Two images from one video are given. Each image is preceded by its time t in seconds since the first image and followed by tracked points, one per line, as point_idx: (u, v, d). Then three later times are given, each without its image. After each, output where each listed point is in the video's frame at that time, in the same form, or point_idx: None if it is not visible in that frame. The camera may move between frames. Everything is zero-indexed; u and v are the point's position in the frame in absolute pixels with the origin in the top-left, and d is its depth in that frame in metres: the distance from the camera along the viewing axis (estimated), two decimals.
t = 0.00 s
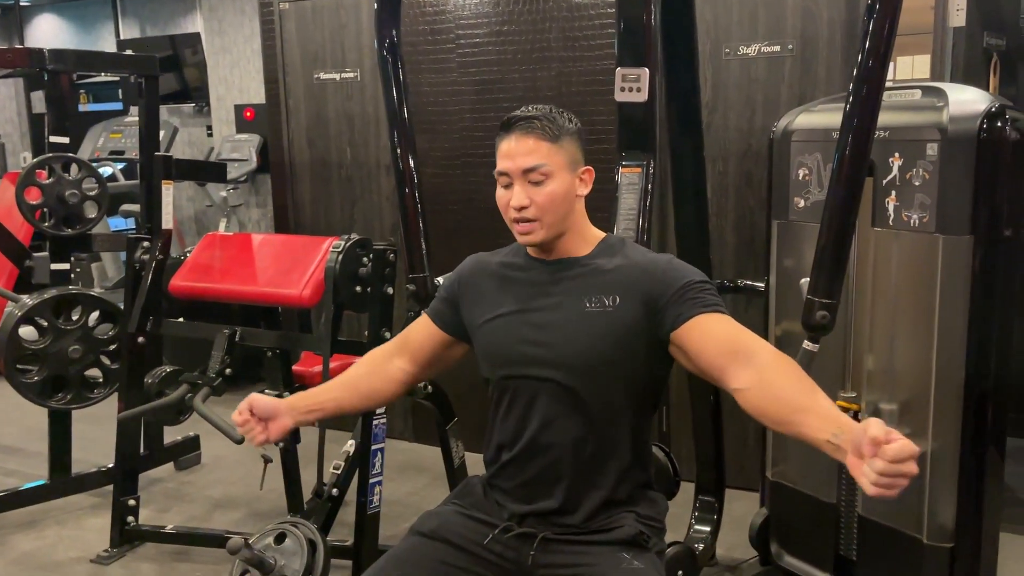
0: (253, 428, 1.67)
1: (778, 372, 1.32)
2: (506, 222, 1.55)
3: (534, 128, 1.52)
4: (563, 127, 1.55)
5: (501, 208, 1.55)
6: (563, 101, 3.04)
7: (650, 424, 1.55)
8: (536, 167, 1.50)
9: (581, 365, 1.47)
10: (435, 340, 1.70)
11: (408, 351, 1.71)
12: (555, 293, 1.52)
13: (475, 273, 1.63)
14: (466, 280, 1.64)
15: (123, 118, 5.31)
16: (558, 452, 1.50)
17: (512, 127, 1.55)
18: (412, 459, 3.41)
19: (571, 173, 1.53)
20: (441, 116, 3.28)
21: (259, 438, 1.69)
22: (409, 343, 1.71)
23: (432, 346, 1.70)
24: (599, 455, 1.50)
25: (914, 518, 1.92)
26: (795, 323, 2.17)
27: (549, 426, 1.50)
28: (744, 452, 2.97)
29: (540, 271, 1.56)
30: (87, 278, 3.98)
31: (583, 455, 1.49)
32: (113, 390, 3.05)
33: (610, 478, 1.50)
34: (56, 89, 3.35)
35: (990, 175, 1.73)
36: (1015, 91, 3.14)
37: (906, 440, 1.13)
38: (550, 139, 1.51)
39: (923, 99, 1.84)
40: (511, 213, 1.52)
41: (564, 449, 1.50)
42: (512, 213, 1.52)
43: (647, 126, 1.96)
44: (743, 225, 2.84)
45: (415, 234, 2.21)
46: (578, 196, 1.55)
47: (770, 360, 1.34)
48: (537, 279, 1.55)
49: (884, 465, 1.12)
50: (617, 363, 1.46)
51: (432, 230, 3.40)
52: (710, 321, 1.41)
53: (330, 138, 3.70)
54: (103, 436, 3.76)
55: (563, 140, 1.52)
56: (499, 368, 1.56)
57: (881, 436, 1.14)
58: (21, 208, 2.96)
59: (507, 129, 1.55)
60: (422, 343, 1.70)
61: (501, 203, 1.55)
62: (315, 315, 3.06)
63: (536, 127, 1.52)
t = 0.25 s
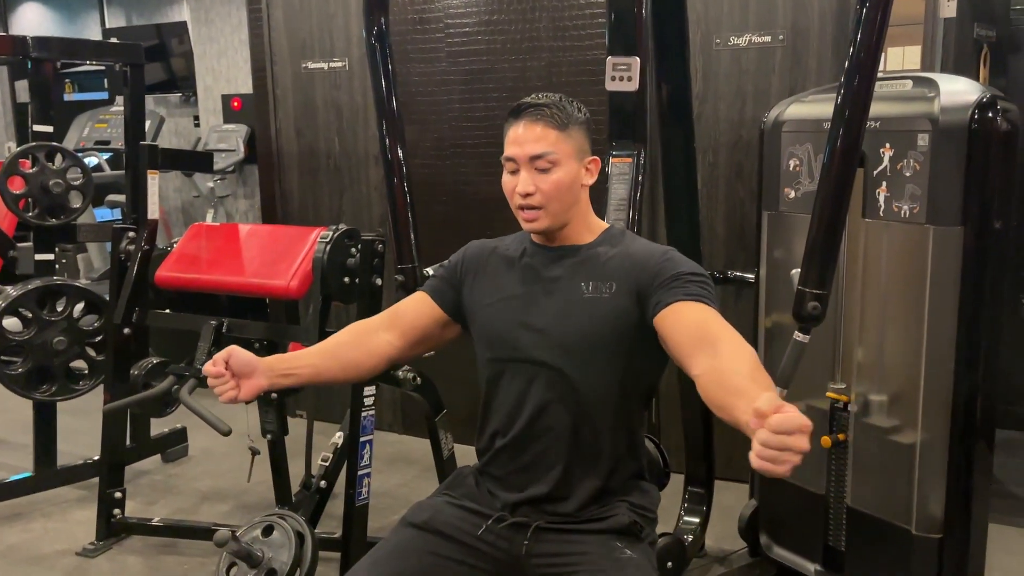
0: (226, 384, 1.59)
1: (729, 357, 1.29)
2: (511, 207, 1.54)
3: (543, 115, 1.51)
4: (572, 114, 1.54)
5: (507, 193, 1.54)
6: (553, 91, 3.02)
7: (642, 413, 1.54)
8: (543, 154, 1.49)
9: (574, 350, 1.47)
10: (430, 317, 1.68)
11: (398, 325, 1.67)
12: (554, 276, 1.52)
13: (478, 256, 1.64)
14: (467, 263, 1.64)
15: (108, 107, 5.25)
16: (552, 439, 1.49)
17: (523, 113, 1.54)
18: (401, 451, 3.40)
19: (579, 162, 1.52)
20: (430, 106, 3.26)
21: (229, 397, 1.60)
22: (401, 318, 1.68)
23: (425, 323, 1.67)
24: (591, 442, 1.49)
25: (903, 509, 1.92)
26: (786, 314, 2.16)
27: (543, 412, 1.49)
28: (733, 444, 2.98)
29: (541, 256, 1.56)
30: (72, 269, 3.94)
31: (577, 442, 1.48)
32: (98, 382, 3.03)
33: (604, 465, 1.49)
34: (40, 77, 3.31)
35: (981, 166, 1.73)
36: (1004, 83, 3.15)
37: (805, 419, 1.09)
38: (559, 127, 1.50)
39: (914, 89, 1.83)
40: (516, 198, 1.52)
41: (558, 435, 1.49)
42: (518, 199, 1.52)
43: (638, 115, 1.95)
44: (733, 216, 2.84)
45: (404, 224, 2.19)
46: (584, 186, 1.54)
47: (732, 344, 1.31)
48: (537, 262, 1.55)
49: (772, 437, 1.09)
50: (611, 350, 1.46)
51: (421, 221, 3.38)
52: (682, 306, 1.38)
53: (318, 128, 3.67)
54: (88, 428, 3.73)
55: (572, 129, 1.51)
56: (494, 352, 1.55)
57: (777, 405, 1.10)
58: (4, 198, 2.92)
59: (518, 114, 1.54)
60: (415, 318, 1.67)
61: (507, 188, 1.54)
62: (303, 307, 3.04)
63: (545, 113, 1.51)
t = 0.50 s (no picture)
0: (234, 376, 1.46)
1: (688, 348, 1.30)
2: (515, 198, 1.54)
3: (549, 106, 1.51)
4: (576, 107, 1.54)
5: (510, 183, 1.54)
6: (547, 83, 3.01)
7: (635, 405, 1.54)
8: (549, 146, 1.49)
9: (573, 333, 1.47)
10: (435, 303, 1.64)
11: (403, 312, 1.62)
12: (553, 261, 1.53)
13: (475, 244, 1.64)
14: (463, 252, 1.65)
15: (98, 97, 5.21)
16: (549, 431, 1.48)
17: (528, 104, 1.53)
18: (394, 445, 3.39)
19: (583, 155, 1.52)
20: (423, 97, 3.24)
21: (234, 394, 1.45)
22: (405, 304, 1.63)
23: (430, 310, 1.63)
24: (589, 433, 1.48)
25: (897, 502, 1.92)
26: (780, 307, 2.16)
27: (540, 399, 1.49)
28: (726, 437, 2.98)
29: (541, 244, 1.57)
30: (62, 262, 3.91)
31: (573, 434, 1.47)
32: (88, 374, 3.01)
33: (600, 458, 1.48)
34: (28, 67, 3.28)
35: (977, 158, 1.72)
36: (997, 76, 3.15)
37: (701, 408, 1.09)
38: (564, 119, 1.50)
39: (909, 81, 1.83)
40: (520, 190, 1.52)
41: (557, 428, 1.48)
42: (522, 189, 1.52)
43: (632, 107, 1.94)
44: (726, 209, 2.83)
45: (396, 216, 2.17)
46: (587, 178, 1.55)
47: (699, 340, 1.31)
48: (536, 249, 1.57)
49: (661, 418, 1.08)
50: (610, 334, 1.46)
51: (414, 214, 3.36)
52: (668, 294, 1.39)
53: (309, 120, 3.64)
54: (78, 421, 3.71)
55: (576, 121, 1.51)
56: (493, 340, 1.56)
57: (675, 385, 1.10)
58: None
59: (523, 105, 1.53)
60: (420, 305, 1.63)
61: (511, 178, 1.54)
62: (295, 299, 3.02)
63: (550, 105, 1.51)
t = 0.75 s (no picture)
0: (284, 383, 1.29)
1: (636, 345, 1.29)
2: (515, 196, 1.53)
3: (548, 103, 1.49)
4: (575, 102, 1.53)
5: (511, 181, 1.53)
6: (542, 77, 2.99)
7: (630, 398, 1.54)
8: (549, 145, 1.47)
9: (568, 323, 1.48)
10: (446, 299, 1.60)
11: (418, 310, 1.56)
12: (546, 253, 1.54)
13: (469, 238, 1.65)
14: (461, 246, 1.64)
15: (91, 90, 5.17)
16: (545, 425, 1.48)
17: (526, 101, 1.51)
18: (388, 440, 3.38)
19: (583, 151, 1.52)
20: (418, 91, 3.22)
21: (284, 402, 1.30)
22: (418, 302, 1.57)
23: (443, 308, 1.59)
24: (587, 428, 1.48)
25: (892, 498, 1.92)
26: (776, 303, 2.16)
27: (537, 394, 1.49)
28: (722, 432, 2.98)
29: (537, 236, 1.57)
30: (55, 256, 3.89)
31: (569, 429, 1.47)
32: (81, 369, 2.99)
33: (596, 451, 1.49)
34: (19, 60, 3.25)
35: (974, 154, 1.72)
36: (993, 71, 3.14)
37: (592, 392, 1.05)
38: (563, 117, 1.48)
39: (907, 75, 1.82)
40: (521, 187, 1.51)
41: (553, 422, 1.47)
42: (522, 187, 1.51)
43: (628, 101, 1.94)
44: (722, 204, 2.82)
45: (391, 211, 2.16)
46: (587, 173, 1.55)
47: (651, 338, 1.30)
48: (530, 241, 1.57)
49: (552, 398, 1.05)
50: (606, 323, 1.47)
51: (409, 208, 3.35)
52: (639, 289, 1.40)
53: (304, 113, 3.62)
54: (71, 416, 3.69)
55: (575, 117, 1.50)
56: (493, 333, 1.56)
57: (577, 367, 1.08)
58: None
59: (521, 102, 1.51)
60: (434, 303, 1.58)
61: (511, 176, 1.53)
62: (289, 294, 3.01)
63: (549, 103, 1.49)
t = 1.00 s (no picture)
0: (343, 386, 1.28)
1: (602, 336, 1.31)
2: (514, 190, 1.53)
3: (547, 98, 1.48)
4: (574, 96, 1.51)
5: (509, 175, 1.53)
6: (539, 71, 2.98)
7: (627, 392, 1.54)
8: (548, 140, 1.46)
9: (563, 314, 1.48)
10: (459, 291, 1.59)
11: (434, 304, 1.55)
12: (543, 245, 1.54)
13: (466, 230, 1.65)
14: (460, 239, 1.63)
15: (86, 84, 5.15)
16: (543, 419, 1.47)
17: (525, 95, 1.50)
18: (386, 435, 3.38)
19: (582, 145, 1.51)
20: (414, 85, 3.21)
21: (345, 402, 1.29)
22: (433, 297, 1.55)
23: (457, 300, 1.59)
24: (584, 421, 1.48)
25: (891, 492, 1.92)
26: (774, 297, 2.15)
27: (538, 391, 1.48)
28: (719, 427, 2.98)
29: (535, 228, 1.57)
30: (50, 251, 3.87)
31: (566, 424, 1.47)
32: (76, 365, 2.98)
33: (594, 445, 1.49)
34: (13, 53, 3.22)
35: (973, 148, 1.71)
36: (992, 66, 3.14)
37: (524, 382, 1.11)
38: (562, 111, 1.47)
39: (905, 70, 1.82)
40: (520, 182, 1.51)
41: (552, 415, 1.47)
42: (521, 181, 1.50)
43: (626, 95, 1.93)
44: (720, 199, 2.82)
45: (388, 205, 2.15)
46: (586, 167, 1.54)
47: (618, 330, 1.32)
48: (527, 234, 1.57)
49: (489, 389, 1.11)
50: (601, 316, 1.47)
51: (406, 203, 3.34)
52: (619, 282, 1.41)
53: (300, 107, 3.61)
54: (67, 412, 3.68)
55: (574, 111, 1.49)
56: (493, 327, 1.56)
57: (517, 357, 1.13)
58: None
59: (520, 96, 1.50)
60: (450, 296, 1.57)
61: (510, 170, 1.52)
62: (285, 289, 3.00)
63: (548, 97, 1.48)
